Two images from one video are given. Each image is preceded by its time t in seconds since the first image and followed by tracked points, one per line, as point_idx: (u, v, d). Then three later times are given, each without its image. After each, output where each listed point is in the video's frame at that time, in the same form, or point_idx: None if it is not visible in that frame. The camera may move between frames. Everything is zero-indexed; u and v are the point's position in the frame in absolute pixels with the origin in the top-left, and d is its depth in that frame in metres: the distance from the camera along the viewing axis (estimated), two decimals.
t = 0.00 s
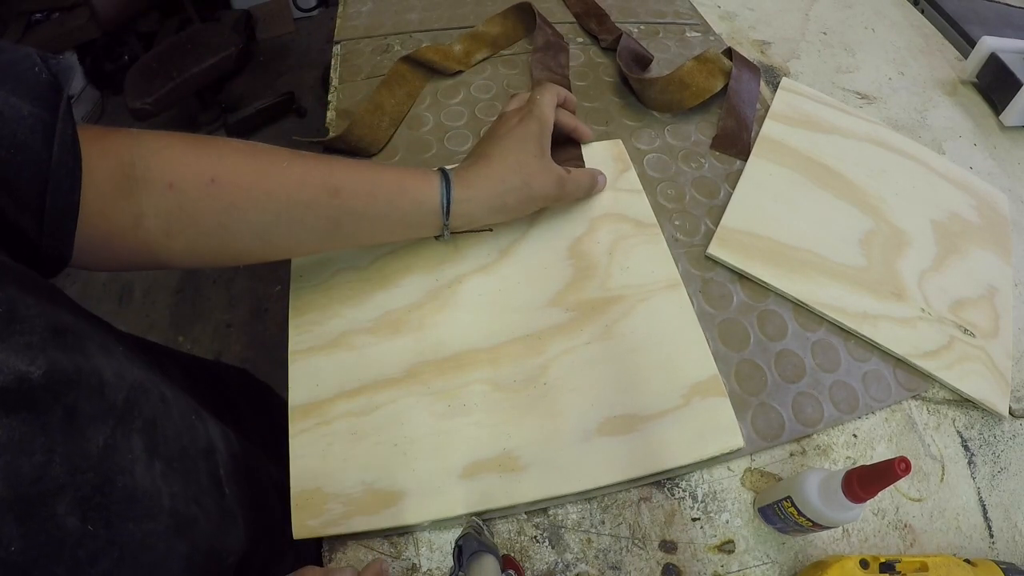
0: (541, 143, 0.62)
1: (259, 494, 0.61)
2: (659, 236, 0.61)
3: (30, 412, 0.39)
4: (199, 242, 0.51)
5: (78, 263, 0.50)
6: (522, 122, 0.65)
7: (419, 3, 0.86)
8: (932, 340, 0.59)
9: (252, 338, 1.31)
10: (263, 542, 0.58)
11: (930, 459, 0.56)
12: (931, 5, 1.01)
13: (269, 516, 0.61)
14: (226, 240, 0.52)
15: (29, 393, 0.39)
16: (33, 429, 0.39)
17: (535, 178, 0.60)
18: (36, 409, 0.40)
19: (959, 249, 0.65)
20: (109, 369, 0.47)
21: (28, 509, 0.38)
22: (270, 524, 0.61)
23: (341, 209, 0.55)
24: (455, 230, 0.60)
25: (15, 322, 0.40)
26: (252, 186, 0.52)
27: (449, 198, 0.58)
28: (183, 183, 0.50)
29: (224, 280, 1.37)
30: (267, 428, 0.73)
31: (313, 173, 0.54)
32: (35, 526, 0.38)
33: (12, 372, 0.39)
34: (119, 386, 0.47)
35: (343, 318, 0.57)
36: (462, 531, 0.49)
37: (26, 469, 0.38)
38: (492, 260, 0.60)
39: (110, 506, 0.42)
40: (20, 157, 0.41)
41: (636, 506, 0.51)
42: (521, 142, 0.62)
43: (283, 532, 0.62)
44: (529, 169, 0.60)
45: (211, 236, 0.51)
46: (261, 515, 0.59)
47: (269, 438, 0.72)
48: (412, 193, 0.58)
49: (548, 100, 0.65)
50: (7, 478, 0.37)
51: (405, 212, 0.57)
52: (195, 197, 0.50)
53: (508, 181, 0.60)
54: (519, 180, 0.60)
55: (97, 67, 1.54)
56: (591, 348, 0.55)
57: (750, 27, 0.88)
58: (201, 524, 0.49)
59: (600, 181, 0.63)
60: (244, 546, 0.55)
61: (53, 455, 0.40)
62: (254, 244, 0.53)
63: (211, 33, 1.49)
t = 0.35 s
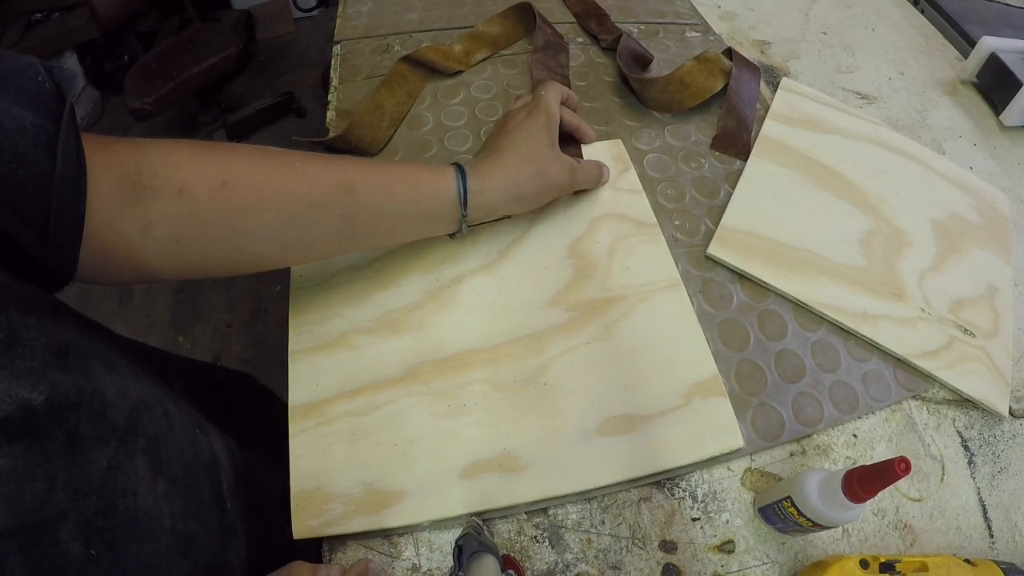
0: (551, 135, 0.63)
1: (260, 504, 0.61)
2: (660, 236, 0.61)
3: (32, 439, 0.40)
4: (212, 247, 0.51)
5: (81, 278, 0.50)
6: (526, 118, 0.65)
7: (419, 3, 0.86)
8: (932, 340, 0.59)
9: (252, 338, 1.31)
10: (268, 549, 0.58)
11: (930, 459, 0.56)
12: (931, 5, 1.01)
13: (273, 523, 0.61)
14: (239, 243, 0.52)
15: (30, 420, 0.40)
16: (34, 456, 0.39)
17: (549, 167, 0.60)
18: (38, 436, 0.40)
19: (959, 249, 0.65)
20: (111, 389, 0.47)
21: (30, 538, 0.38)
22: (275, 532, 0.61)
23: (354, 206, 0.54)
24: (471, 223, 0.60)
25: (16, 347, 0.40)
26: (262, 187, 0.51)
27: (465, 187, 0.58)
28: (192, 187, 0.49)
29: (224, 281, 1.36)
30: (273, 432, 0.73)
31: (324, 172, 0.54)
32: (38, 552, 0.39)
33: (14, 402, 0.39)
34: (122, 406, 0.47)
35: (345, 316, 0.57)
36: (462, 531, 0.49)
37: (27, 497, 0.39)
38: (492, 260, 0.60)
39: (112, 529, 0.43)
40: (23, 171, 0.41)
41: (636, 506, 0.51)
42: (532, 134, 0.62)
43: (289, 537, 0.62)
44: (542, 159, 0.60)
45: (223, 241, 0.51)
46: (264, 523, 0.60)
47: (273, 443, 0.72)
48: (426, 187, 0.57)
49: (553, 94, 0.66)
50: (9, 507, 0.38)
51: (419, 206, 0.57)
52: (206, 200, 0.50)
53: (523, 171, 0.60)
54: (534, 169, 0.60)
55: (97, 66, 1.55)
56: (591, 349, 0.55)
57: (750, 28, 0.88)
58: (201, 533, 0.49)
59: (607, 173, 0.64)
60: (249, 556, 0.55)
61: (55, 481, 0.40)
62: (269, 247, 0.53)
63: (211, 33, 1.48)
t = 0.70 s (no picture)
0: (539, 126, 0.62)
1: (263, 511, 0.60)
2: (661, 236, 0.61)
3: (42, 449, 0.41)
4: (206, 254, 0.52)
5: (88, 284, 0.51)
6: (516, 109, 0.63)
7: (419, 3, 0.86)
8: (932, 340, 0.59)
9: (252, 338, 1.31)
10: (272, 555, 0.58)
11: (930, 459, 0.56)
12: (931, 5, 1.01)
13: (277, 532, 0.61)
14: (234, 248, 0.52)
15: (41, 431, 0.41)
16: (44, 467, 0.40)
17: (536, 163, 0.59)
18: (47, 446, 0.41)
19: (959, 249, 0.65)
20: (118, 397, 0.48)
21: (42, 547, 0.39)
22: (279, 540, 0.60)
23: (344, 210, 0.54)
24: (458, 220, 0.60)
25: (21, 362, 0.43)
26: (259, 193, 0.52)
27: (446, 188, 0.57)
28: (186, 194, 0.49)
29: (224, 281, 1.37)
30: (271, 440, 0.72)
31: (320, 176, 0.54)
32: (49, 562, 0.39)
33: (25, 413, 0.41)
34: (129, 415, 0.48)
35: (347, 315, 0.57)
36: (462, 531, 0.49)
37: (39, 506, 0.39)
38: (492, 259, 0.60)
39: (123, 538, 0.43)
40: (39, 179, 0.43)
41: (636, 506, 0.51)
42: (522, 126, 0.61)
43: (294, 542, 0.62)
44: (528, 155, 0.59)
45: (218, 246, 0.52)
46: (268, 529, 0.59)
47: (274, 451, 0.71)
48: (418, 189, 0.57)
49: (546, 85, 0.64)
50: (22, 515, 0.38)
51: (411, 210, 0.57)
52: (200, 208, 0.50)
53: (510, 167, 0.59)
54: (520, 167, 0.59)
55: (97, 67, 1.56)
56: (593, 348, 0.55)
57: (750, 28, 0.88)
58: (204, 540, 0.49)
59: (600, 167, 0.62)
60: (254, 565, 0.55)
61: (65, 490, 0.41)
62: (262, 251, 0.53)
63: (211, 33, 1.48)
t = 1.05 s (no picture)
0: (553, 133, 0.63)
1: (264, 511, 0.60)
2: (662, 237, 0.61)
3: (30, 444, 0.40)
4: (210, 243, 0.51)
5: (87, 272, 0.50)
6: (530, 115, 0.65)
7: (419, 3, 0.86)
8: (932, 340, 0.59)
9: (252, 338, 1.31)
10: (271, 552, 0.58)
11: (930, 459, 0.56)
12: (931, 5, 1.01)
13: (276, 529, 0.60)
14: (237, 236, 0.51)
15: (29, 423, 0.41)
16: (32, 461, 0.40)
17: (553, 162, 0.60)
18: (36, 440, 0.41)
19: (959, 249, 0.65)
20: (113, 392, 0.48)
21: (32, 542, 0.39)
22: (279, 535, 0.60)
23: (348, 201, 0.54)
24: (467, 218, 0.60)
25: (13, 351, 0.42)
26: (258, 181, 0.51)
27: (462, 182, 0.58)
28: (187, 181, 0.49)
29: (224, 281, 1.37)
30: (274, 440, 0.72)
31: (322, 165, 0.54)
32: (39, 558, 0.39)
33: (13, 404, 0.40)
34: (123, 409, 0.48)
35: (348, 314, 0.57)
36: (462, 531, 0.49)
37: (28, 501, 0.39)
38: (493, 259, 0.60)
39: (115, 534, 0.43)
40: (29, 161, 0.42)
41: (636, 506, 0.51)
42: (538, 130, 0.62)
43: (295, 540, 0.61)
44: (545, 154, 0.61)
45: (222, 234, 0.51)
46: (267, 527, 0.59)
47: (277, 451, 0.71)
48: (423, 180, 0.57)
49: (560, 95, 0.66)
50: (9, 510, 0.38)
51: (416, 201, 0.57)
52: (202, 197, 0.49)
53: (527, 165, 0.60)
54: (536, 166, 0.60)
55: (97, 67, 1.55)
56: (594, 347, 0.55)
57: (750, 28, 0.88)
58: (201, 536, 0.49)
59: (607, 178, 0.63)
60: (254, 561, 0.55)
61: (53, 484, 0.41)
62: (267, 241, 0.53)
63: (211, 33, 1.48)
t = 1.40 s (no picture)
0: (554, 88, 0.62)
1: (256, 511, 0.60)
2: (663, 237, 0.62)
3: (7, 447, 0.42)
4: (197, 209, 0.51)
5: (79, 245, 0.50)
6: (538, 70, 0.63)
7: (419, 3, 0.86)
8: (932, 340, 0.59)
9: (253, 338, 1.31)
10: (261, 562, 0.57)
11: (930, 459, 0.56)
12: (931, 5, 1.01)
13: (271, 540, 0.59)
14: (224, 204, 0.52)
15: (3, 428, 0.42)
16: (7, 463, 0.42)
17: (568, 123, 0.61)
18: (12, 444, 0.42)
19: (958, 248, 0.65)
20: (86, 397, 0.48)
21: (11, 542, 0.40)
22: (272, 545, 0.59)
23: (336, 157, 0.53)
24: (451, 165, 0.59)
25: None
26: (237, 138, 0.50)
27: (442, 128, 0.56)
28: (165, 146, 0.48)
29: (225, 281, 1.37)
30: (266, 449, 0.71)
31: (298, 119, 0.52)
32: (19, 556, 0.40)
33: None
34: (96, 414, 0.48)
35: (350, 313, 0.57)
36: (462, 531, 0.49)
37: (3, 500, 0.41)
38: (495, 257, 0.60)
39: (91, 534, 0.44)
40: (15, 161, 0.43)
41: (636, 506, 0.51)
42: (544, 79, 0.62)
43: (290, 548, 0.60)
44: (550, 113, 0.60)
45: (208, 200, 0.51)
46: (259, 535, 0.58)
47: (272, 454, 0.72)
48: (404, 128, 0.56)
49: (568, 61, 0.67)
50: None
51: (401, 150, 0.56)
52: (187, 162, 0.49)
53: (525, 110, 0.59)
54: (525, 112, 0.59)
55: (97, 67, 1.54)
56: (595, 347, 0.55)
57: (750, 28, 0.88)
58: (177, 536, 0.48)
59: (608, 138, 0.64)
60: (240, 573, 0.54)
61: (30, 485, 0.42)
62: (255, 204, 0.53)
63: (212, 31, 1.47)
